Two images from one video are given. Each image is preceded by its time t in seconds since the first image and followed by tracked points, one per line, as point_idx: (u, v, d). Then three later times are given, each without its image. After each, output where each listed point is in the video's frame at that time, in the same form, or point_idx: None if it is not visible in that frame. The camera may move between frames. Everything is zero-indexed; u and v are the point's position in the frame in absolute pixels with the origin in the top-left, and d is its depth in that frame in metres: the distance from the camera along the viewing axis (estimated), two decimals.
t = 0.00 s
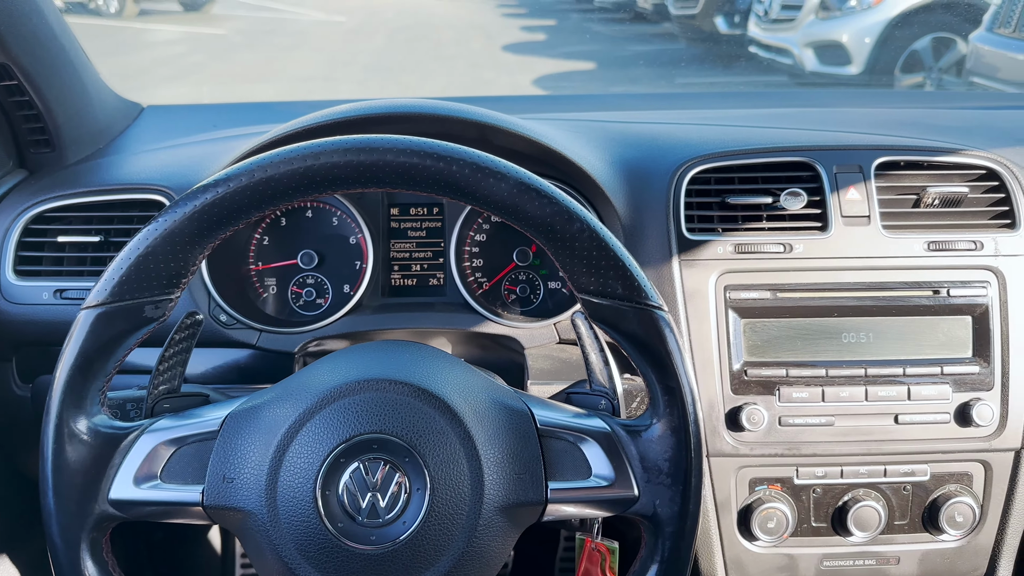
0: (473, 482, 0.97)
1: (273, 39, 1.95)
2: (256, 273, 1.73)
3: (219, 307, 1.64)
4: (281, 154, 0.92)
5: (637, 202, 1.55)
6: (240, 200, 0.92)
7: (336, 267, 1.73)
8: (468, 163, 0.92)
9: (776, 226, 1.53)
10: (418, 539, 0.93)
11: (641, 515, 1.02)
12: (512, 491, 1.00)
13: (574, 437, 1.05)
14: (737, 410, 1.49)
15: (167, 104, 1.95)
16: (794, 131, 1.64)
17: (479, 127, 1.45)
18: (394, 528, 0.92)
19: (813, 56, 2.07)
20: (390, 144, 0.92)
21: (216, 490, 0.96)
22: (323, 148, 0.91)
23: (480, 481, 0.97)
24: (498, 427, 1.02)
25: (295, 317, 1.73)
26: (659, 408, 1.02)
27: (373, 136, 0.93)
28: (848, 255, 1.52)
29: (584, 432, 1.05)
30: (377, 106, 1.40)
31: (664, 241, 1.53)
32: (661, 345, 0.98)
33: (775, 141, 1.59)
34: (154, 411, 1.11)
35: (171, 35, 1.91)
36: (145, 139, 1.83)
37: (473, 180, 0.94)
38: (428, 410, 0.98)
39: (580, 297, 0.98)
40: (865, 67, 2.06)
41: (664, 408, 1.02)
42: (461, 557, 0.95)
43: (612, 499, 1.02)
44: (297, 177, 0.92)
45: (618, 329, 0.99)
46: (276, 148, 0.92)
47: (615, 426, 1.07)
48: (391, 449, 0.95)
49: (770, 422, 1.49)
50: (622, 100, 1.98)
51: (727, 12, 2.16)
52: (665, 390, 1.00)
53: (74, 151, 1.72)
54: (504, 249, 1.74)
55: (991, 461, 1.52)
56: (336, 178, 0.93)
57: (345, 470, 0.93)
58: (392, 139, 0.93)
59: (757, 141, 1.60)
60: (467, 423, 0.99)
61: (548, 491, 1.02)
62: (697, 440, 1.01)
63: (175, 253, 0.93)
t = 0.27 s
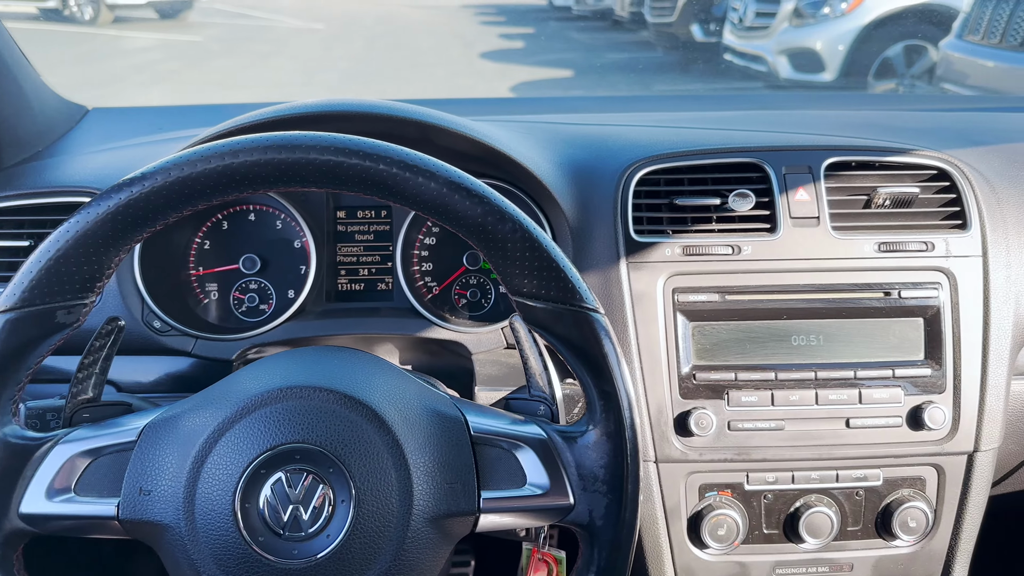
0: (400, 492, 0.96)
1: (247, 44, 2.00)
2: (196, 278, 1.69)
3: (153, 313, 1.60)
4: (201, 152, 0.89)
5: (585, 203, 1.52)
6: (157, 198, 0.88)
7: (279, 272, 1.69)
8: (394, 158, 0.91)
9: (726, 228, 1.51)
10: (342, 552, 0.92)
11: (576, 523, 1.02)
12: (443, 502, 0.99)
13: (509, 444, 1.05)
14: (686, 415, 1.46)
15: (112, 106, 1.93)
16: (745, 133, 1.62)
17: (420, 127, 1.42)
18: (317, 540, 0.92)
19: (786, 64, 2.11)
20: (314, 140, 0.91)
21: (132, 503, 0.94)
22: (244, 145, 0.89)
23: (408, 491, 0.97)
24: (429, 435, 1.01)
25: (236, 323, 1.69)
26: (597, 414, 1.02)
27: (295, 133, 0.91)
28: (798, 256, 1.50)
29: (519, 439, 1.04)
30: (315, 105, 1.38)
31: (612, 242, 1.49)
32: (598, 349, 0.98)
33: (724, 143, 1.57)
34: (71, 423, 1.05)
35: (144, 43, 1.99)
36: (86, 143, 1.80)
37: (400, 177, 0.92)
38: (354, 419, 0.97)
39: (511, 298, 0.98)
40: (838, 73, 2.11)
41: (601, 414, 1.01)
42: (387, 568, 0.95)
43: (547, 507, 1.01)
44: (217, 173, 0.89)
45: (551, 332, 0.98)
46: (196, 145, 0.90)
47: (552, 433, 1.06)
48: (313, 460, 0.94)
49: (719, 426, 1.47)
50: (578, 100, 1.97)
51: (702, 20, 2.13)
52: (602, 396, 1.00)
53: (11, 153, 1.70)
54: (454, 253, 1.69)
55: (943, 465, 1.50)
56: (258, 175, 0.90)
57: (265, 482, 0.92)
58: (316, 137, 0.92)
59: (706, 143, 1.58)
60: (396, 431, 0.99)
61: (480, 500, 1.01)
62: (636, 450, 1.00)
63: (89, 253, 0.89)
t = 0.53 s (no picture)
0: (309, 506, 0.98)
1: (220, 50, 2.17)
2: (126, 284, 1.62)
3: (74, 320, 1.52)
4: (103, 146, 0.87)
5: (526, 204, 1.47)
6: (58, 194, 0.86)
7: (212, 277, 1.62)
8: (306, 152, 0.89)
9: (673, 229, 1.47)
10: (247, 568, 0.95)
11: (504, 536, 1.02)
12: (358, 517, 1.00)
13: (432, 454, 1.05)
14: (630, 421, 1.41)
15: (50, 107, 1.89)
16: (693, 133, 1.59)
17: (350, 123, 1.37)
18: (222, 557, 0.94)
19: (759, 71, 2.45)
20: (223, 134, 0.89)
21: (30, 520, 0.98)
22: (149, 138, 0.87)
23: (317, 505, 0.98)
24: (342, 445, 1.02)
25: (167, 330, 1.61)
26: (525, 422, 1.02)
27: (203, 127, 0.89)
28: (744, 257, 1.45)
29: (444, 450, 1.04)
30: (239, 101, 1.35)
31: (554, 244, 1.44)
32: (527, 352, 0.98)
33: (671, 142, 1.54)
34: None
35: (116, 51, 2.11)
36: (17, 143, 1.76)
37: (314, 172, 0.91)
38: (263, 430, 0.99)
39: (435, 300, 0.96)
40: (807, 80, 2.48)
41: (530, 423, 1.01)
42: None
43: (474, 522, 1.02)
44: (120, 169, 0.86)
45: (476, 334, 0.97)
46: (98, 139, 0.87)
47: (478, 441, 1.06)
48: (220, 476, 0.96)
49: (665, 432, 1.42)
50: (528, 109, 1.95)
51: (678, 30, 2.60)
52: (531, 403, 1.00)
53: None
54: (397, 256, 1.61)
55: (897, 471, 1.45)
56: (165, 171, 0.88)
57: (169, 500, 0.95)
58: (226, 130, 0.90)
59: (652, 142, 1.54)
60: (308, 442, 1.00)
61: (400, 514, 1.02)
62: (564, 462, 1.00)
63: None
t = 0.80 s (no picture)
0: (211, 522, 0.93)
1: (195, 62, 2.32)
2: (52, 294, 1.56)
3: None
4: None
5: (462, 208, 1.43)
6: None
7: (142, 286, 1.57)
8: (204, 150, 0.84)
9: (614, 232, 1.43)
10: None
11: (420, 552, 0.97)
12: (263, 534, 0.95)
13: (346, 467, 0.99)
14: (569, 429, 1.37)
15: None
16: (636, 136, 1.56)
17: (273, 123, 1.33)
18: None
19: (734, 80, 2.48)
20: (114, 132, 0.83)
21: None
22: (32, 138, 0.81)
23: (219, 521, 0.94)
24: (248, 458, 0.97)
25: (95, 342, 1.55)
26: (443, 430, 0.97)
27: (93, 125, 0.84)
28: (684, 260, 1.43)
29: (356, 462, 0.99)
30: (157, 102, 1.31)
31: (491, 247, 1.39)
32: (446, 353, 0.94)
33: (612, 144, 1.51)
34: None
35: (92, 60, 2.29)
36: None
37: (215, 172, 0.86)
38: (162, 444, 0.94)
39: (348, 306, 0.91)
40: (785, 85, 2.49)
41: (450, 431, 0.96)
42: None
43: (388, 537, 0.97)
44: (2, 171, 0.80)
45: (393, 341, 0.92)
46: None
47: (395, 453, 1.01)
48: (115, 493, 0.92)
49: (605, 440, 1.38)
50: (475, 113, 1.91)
51: (652, 40, 2.61)
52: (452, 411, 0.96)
53: None
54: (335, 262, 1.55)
55: (843, 478, 1.42)
56: (52, 173, 0.82)
57: (62, 518, 0.90)
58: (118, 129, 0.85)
59: (592, 144, 1.51)
60: (210, 456, 0.95)
61: (309, 531, 0.97)
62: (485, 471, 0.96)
63: None
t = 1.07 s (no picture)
0: (86, 541, 0.88)
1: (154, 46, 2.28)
2: None
3: None
4: None
5: (391, 203, 1.35)
6: None
7: (61, 291, 1.48)
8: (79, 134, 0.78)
9: (552, 229, 1.37)
10: None
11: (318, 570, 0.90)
12: (144, 555, 0.88)
13: (238, 480, 0.92)
14: (503, 436, 1.30)
15: None
16: (577, 132, 1.50)
17: (182, 115, 1.28)
18: None
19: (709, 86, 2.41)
20: None
21: None
22: None
23: (95, 540, 0.88)
24: (131, 472, 0.90)
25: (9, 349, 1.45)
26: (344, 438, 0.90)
27: None
28: (623, 258, 1.37)
29: (251, 475, 0.92)
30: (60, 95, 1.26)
31: (421, 246, 1.32)
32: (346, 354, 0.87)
33: (549, 139, 1.45)
34: None
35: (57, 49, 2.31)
36: None
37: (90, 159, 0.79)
38: (37, 458, 0.89)
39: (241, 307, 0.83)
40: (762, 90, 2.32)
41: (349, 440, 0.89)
42: None
43: (282, 554, 0.90)
44: None
45: (293, 344, 0.84)
46: None
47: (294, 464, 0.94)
48: None
49: (540, 446, 1.32)
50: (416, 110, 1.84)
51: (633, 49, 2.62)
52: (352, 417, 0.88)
53: None
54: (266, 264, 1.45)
55: (789, 484, 1.36)
56: None
57: None
58: None
59: (529, 139, 1.44)
60: (88, 470, 0.89)
61: (196, 550, 0.90)
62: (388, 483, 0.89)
63: None
